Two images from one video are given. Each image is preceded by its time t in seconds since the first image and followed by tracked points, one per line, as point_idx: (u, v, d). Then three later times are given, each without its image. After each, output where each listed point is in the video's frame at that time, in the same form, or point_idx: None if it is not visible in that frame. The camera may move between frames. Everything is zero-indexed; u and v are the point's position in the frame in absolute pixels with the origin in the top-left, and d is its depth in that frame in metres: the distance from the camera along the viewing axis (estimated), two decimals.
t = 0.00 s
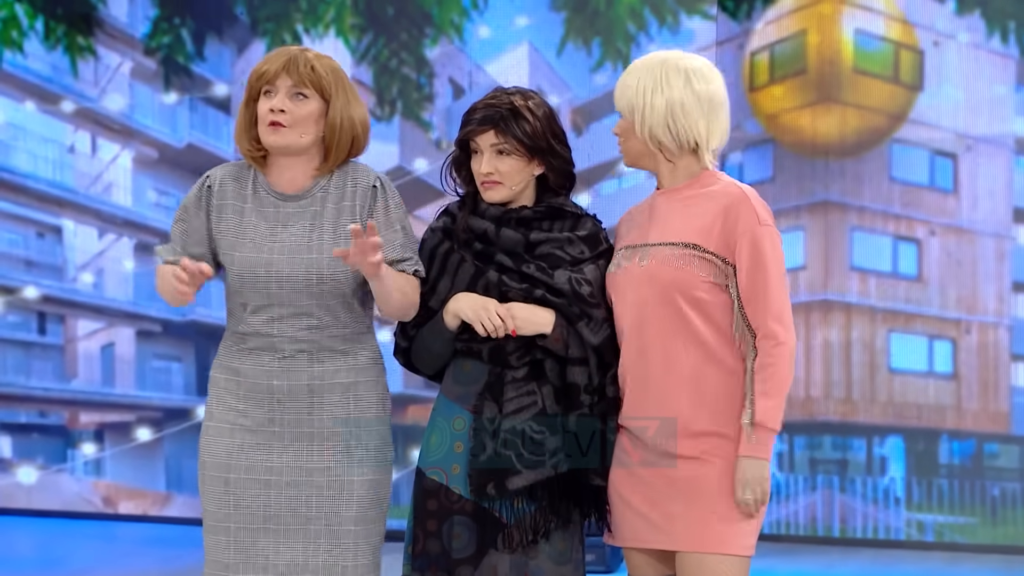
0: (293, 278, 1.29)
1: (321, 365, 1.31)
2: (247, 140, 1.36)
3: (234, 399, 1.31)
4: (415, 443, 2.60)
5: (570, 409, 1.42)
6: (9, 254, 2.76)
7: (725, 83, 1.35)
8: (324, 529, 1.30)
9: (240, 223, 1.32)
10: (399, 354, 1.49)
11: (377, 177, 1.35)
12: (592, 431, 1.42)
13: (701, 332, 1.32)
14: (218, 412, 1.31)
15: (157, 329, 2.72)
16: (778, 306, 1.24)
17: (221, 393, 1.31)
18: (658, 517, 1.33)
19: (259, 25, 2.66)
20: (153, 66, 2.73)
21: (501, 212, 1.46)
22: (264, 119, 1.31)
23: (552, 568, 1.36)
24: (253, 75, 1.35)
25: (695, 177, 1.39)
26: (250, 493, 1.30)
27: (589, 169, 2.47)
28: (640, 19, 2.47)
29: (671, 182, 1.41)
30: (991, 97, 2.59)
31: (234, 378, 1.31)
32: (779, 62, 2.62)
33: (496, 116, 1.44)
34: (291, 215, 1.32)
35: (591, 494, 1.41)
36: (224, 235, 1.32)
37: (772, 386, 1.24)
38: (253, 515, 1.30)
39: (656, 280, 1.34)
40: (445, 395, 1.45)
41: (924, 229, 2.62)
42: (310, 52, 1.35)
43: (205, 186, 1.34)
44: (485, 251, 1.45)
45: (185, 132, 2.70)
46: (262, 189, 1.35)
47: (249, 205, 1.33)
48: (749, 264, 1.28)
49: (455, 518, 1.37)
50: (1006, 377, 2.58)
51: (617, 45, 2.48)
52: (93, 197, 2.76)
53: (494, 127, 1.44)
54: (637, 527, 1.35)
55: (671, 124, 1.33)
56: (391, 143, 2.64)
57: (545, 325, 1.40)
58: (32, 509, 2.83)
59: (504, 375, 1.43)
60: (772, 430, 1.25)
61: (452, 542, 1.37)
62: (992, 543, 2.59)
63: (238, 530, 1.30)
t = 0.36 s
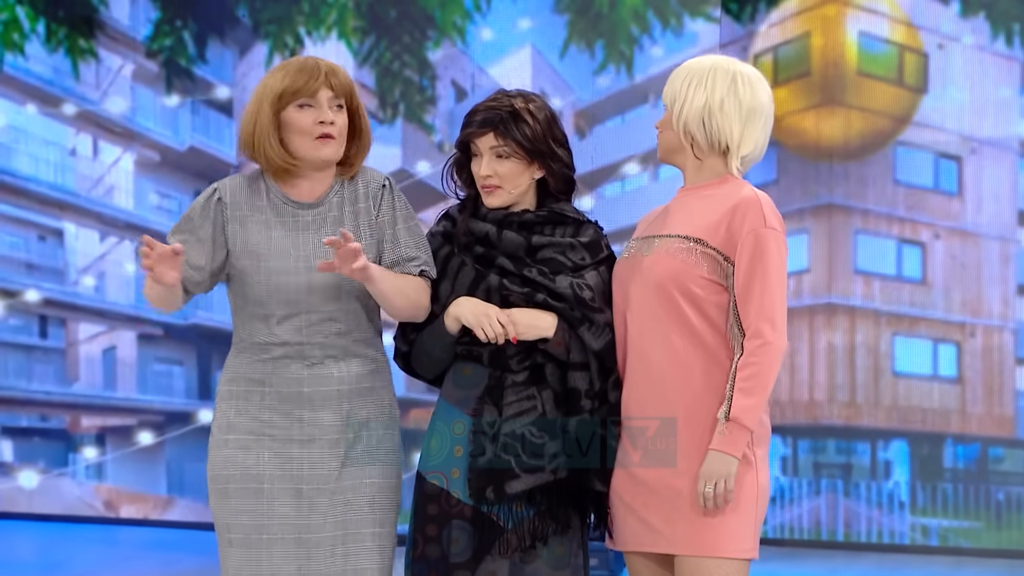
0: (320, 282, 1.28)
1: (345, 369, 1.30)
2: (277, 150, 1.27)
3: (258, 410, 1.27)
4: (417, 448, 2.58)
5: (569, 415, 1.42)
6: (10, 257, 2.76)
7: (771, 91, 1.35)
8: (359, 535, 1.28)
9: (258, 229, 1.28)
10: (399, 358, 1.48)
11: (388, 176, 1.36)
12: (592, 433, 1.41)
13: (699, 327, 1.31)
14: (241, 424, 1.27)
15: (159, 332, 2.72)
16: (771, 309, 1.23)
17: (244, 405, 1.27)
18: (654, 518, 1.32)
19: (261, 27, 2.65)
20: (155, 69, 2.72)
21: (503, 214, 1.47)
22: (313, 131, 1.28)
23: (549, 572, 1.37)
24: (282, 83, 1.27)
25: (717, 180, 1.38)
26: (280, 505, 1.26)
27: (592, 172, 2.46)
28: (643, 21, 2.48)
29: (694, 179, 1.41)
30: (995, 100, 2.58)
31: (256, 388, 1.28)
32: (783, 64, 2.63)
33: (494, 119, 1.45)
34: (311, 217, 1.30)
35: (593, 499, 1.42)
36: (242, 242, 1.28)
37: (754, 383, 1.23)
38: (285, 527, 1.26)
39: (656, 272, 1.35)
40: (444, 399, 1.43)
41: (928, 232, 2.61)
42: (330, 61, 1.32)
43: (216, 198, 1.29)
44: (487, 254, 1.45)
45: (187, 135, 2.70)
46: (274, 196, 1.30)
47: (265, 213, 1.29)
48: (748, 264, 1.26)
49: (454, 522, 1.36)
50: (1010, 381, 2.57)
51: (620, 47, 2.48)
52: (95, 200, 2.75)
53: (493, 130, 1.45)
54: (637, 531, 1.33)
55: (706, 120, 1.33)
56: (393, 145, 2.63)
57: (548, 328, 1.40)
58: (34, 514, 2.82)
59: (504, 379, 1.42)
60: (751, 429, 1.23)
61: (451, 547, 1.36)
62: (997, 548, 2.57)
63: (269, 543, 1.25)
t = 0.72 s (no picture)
0: (308, 302, 1.36)
1: (330, 385, 1.40)
2: (278, 169, 1.36)
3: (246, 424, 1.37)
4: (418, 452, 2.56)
5: (565, 418, 1.44)
6: (9, 260, 2.74)
7: (770, 90, 1.37)
8: (342, 541, 1.38)
9: (249, 252, 1.36)
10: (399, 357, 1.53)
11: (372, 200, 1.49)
12: (591, 432, 1.43)
13: (711, 335, 1.34)
14: (232, 439, 1.36)
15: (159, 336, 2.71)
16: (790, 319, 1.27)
17: (234, 419, 1.37)
18: (666, 527, 1.34)
19: (262, 30, 2.64)
20: (155, 72, 2.71)
21: (505, 215, 1.50)
22: (317, 152, 1.38)
23: None
24: (284, 104, 1.36)
25: (719, 184, 1.41)
26: (268, 514, 1.35)
27: (593, 176, 2.43)
28: (645, 23, 2.45)
29: (695, 184, 1.44)
30: (999, 102, 2.57)
31: (245, 403, 1.37)
32: (785, 67, 2.61)
33: (491, 118, 1.49)
34: (302, 241, 1.40)
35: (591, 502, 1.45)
36: (233, 264, 1.36)
37: (778, 396, 1.27)
38: (273, 535, 1.35)
39: (669, 279, 1.36)
40: (444, 400, 1.48)
41: (931, 236, 2.60)
42: (325, 83, 1.42)
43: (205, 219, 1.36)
44: (486, 256, 1.48)
45: (187, 138, 2.70)
46: (265, 217, 1.40)
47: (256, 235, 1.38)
48: (763, 272, 1.30)
49: (448, 524, 1.41)
50: (1013, 385, 2.56)
51: (622, 49, 2.46)
52: (94, 203, 2.74)
53: (490, 128, 1.49)
54: (645, 538, 1.36)
55: (706, 125, 1.36)
56: (393, 148, 2.62)
57: (542, 331, 1.43)
58: (33, 518, 2.80)
59: (499, 381, 1.46)
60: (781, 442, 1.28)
61: (445, 548, 1.40)
62: (1000, 552, 2.57)
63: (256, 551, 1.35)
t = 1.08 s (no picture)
0: (294, 295, 1.38)
1: (318, 377, 1.41)
2: (271, 159, 1.37)
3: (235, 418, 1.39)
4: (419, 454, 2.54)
5: (571, 415, 1.44)
6: (7, 262, 2.73)
7: (757, 86, 1.38)
8: (328, 535, 1.39)
9: (236, 246, 1.39)
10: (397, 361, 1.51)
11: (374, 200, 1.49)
12: (592, 431, 1.42)
13: (716, 339, 1.35)
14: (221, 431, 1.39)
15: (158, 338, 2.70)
16: (801, 323, 1.28)
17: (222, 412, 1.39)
18: (673, 529, 1.35)
19: (261, 30, 2.63)
20: (154, 72, 2.69)
21: (506, 214, 1.49)
22: (310, 144, 1.39)
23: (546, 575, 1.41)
24: (276, 95, 1.37)
25: (717, 184, 1.41)
26: (254, 506, 1.38)
27: (594, 176, 2.45)
28: (646, 24, 2.43)
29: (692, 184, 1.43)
30: (1002, 103, 2.56)
31: (233, 395, 1.39)
32: (787, 67, 2.60)
33: (518, 116, 1.47)
34: (292, 235, 1.41)
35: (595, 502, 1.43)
36: (221, 258, 1.39)
37: (793, 402, 1.27)
38: (259, 527, 1.38)
39: (672, 286, 1.35)
40: (447, 402, 1.47)
41: (934, 237, 2.59)
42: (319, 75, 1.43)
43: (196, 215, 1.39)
44: (488, 254, 1.48)
45: (186, 139, 2.69)
46: (255, 210, 1.41)
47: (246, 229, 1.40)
48: (768, 275, 1.30)
49: (456, 525, 1.42)
50: (1016, 387, 2.55)
51: (623, 50, 2.45)
52: (92, 205, 2.73)
53: (513, 127, 1.48)
54: (649, 538, 1.37)
55: (698, 126, 1.36)
56: (394, 149, 2.60)
57: (546, 327, 1.43)
58: (29, 521, 2.76)
59: (504, 379, 1.46)
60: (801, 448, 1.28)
61: (454, 549, 1.41)
62: (1003, 555, 2.56)
63: (244, 543, 1.38)
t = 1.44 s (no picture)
0: (294, 297, 1.37)
1: (319, 381, 1.39)
2: (272, 163, 1.35)
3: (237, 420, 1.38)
4: (419, 457, 2.53)
5: (577, 416, 1.45)
6: (6, 263, 2.72)
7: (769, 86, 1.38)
8: (330, 538, 1.38)
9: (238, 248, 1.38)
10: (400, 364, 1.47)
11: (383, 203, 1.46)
12: (592, 432, 1.43)
13: (718, 342, 1.33)
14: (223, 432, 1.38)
15: (157, 339, 2.69)
16: (805, 325, 1.26)
17: (224, 414, 1.38)
18: (671, 530, 1.34)
19: (260, 30, 2.62)
20: (153, 73, 2.68)
21: (513, 214, 1.48)
22: (312, 147, 1.37)
23: None
24: (277, 97, 1.35)
25: (724, 185, 1.40)
26: (256, 508, 1.37)
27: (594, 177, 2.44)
28: (647, 24, 2.42)
29: (699, 184, 1.41)
30: (1005, 104, 2.55)
31: (235, 397, 1.38)
32: (790, 68, 2.59)
33: (522, 117, 1.46)
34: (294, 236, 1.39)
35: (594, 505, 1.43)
36: (224, 260, 1.38)
37: (794, 405, 1.26)
38: (261, 529, 1.37)
39: (675, 286, 1.34)
40: (450, 402, 1.47)
41: (937, 238, 2.58)
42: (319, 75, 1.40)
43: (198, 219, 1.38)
44: (495, 254, 1.47)
45: (185, 139, 2.67)
46: (257, 212, 1.40)
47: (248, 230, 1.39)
48: (774, 278, 1.28)
49: (461, 527, 1.41)
50: (1020, 389, 2.54)
51: (624, 50, 2.43)
52: (91, 206, 2.71)
53: (517, 128, 1.46)
54: (648, 539, 1.37)
55: (722, 126, 1.33)
56: (393, 150, 2.59)
57: (557, 327, 1.43)
58: (28, 523, 2.76)
59: (510, 379, 1.46)
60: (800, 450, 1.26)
61: (459, 551, 1.40)
62: (1006, 558, 2.54)
63: (246, 544, 1.37)
